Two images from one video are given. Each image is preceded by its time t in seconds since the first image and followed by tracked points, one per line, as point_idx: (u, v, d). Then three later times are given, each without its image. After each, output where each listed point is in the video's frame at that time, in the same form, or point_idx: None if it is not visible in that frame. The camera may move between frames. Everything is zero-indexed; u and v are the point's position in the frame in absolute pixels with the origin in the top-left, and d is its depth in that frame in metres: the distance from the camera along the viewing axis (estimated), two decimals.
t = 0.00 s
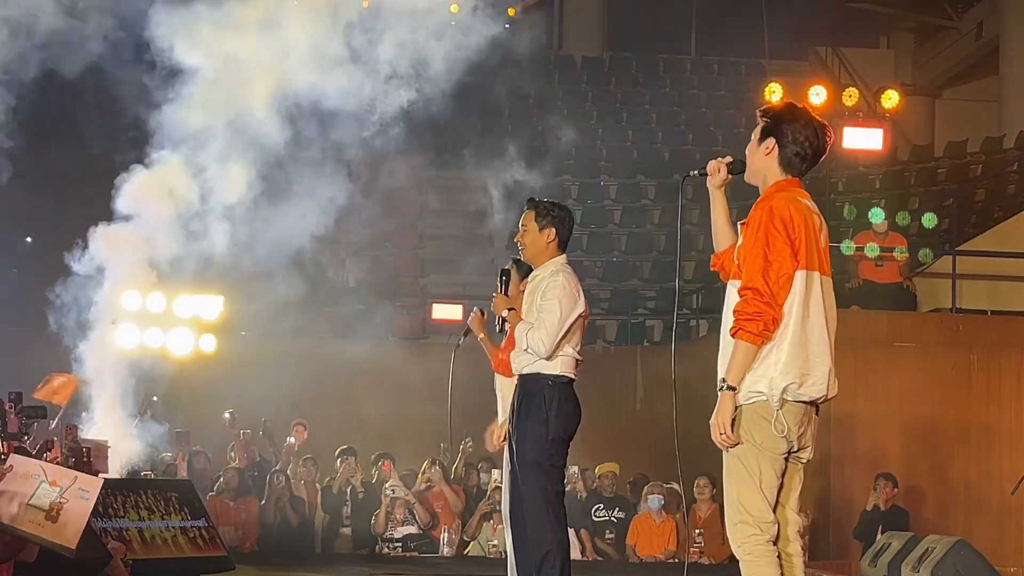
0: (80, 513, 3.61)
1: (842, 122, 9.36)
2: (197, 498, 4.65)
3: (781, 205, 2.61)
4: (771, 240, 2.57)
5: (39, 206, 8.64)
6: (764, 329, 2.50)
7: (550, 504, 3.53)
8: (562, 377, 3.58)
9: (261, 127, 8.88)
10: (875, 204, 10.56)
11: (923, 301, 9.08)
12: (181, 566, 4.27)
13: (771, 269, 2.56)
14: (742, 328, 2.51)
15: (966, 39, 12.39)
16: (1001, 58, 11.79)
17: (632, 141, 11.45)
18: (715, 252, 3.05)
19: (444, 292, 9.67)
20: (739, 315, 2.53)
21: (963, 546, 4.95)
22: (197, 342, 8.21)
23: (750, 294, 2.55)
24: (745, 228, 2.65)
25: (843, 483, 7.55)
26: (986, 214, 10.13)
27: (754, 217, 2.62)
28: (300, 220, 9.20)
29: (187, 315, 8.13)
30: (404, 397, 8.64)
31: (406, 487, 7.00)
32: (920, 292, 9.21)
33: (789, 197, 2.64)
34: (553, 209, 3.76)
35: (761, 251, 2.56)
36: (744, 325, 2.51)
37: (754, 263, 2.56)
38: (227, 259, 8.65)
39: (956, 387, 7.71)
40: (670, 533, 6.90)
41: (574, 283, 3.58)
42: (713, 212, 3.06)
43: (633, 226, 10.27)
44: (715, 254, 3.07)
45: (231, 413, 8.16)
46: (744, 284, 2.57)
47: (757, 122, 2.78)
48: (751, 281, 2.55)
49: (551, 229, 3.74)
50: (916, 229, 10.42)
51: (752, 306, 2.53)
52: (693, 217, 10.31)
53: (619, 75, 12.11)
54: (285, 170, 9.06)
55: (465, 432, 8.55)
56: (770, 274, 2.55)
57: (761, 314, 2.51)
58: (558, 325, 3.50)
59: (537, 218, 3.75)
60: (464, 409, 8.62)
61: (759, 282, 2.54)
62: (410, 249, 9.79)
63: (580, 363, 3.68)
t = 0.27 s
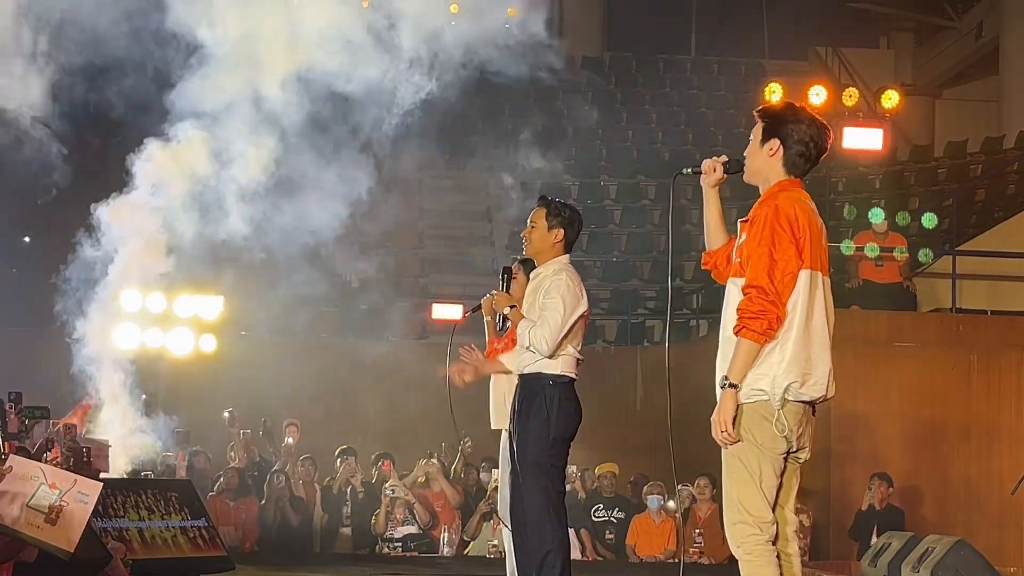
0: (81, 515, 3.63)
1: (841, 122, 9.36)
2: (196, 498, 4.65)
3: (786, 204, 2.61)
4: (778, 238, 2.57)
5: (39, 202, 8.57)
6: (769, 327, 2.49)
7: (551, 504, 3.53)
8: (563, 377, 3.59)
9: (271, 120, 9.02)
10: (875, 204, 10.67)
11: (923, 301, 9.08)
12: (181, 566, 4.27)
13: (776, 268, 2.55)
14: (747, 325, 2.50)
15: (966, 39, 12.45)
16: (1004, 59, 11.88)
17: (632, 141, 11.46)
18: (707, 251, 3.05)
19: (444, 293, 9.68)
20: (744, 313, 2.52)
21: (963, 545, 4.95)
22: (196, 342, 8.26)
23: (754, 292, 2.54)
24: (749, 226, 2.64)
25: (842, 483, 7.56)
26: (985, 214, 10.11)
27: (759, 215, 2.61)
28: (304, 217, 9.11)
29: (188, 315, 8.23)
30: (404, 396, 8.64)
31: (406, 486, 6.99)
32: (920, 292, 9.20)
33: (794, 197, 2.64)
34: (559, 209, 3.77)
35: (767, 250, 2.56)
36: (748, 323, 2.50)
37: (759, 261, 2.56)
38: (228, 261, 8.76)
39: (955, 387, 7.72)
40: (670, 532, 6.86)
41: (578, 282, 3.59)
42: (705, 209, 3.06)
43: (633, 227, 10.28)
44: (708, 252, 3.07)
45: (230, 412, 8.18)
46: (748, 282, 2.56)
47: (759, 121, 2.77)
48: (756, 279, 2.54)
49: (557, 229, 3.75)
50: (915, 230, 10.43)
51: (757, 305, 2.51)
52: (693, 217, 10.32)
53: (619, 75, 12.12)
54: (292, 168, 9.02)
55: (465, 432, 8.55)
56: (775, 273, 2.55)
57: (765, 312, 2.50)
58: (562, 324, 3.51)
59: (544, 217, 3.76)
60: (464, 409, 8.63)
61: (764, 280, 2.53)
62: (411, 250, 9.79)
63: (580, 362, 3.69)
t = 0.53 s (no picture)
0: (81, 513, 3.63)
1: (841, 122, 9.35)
2: (196, 498, 4.65)
3: (794, 206, 2.62)
4: (788, 240, 2.57)
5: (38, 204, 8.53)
6: (780, 330, 2.49)
7: (552, 505, 3.53)
8: (565, 377, 3.60)
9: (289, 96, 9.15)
10: (875, 203, 10.66)
11: (924, 301, 9.08)
12: (181, 565, 4.27)
13: (787, 269, 2.55)
14: (758, 327, 2.49)
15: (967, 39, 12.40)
16: (1003, 59, 11.85)
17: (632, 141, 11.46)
18: (692, 251, 3.01)
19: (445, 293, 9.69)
20: (754, 314, 2.51)
21: (963, 546, 4.95)
22: (196, 342, 7.97)
23: (762, 294, 2.53)
24: (756, 227, 2.63)
25: (840, 481, 7.58)
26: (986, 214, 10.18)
27: (770, 217, 2.60)
28: (305, 214, 9.15)
29: (187, 315, 7.90)
30: (404, 396, 8.64)
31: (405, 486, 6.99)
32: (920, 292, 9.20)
33: (797, 200, 2.65)
34: (563, 210, 3.78)
35: (778, 252, 2.55)
36: (760, 324, 2.49)
37: (768, 263, 2.55)
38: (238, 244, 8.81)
39: (956, 386, 7.72)
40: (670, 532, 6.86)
41: (582, 283, 3.59)
42: (693, 209, 3.05)
43: (633, 226, 10.28)
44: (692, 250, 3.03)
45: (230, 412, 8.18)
46: (758, 284, 2.55)
47: (756, 123, 2.77)
48: (767, 281, 2.53)
49: (561, 230, 3.75)
50: (915, 230, 10.43)
51: (767, 306, 2.50)
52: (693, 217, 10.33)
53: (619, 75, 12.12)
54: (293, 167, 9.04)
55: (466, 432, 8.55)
56: (786, 274, 2.54)
57: (776, 314, 2.49)
58: (566, 324, 3.50)
59: (548, 217, 3.76)
60: (464, 409, 8.64)
61: (776, 281, 2.52)
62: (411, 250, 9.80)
63: (581, 363, 3.69)
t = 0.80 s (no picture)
0: (81, 511, 3.62)
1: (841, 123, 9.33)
2: (196, 498, 4.65)
3: (803, 215, 2.63)
4: (804, 251, 2.58)
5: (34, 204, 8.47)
6: (799, 343, 2.49)
7: (552, 505, 3.52)
8: (566, 377, 3.60)
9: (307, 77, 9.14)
10: (875, 204, 10.64)
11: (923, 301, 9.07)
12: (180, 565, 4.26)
13: (805, 281, 2.54)
14: (780, 339, 2.48)
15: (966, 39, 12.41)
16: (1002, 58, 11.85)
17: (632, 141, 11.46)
18: (673, 254, 2.96)
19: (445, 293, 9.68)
20: (774, 326, 2.49)
21: (963, 546, 4.95)
22: (197, 342, 8.05)
23: (781, 305, 2.52)
24: (767, 237, 2.62)
25: (838, 482, 7.55)
26: (985, 214, 10.18)
27: (784, 228, 2.60)
28: (308, 213, 9.16)
29: (188, 315, 7.99)
30: (404, 396, 8.64)
31: (404, 485, 6.98)
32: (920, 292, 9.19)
33: (800, 206, 2.67)
34: (565, 210, 3.77)
35: (795, 264, 2.55)
36: (781, 337, 2.48)
37: (785, 275, 2.54)
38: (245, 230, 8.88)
39: (956, 386, 7.72)
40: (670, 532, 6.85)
41: (584, 283, 3.60)
42: (676, 216, 3.01)
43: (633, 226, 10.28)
44: (674, 255, 2.98)
45: (229, 412, 8.17)
46: (777, 296, 2.54)
47: (749, 128, 2.76)
48: (785, 293, 2.53)
49: (563, 230, 3.76)
50: (915, 230, 10.42)
51: (787, 317, 2.49)
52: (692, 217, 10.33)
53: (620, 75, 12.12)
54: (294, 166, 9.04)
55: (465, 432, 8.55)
56: (805, 286, 2.54)
57: (796, 326, 2.48)
58: (567, 323, 3.50)
59: (550, 216, 3.76)
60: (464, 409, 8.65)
61: (797, 294, 2.51)
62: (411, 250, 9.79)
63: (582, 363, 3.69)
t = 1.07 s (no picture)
0: (81, 512, 3.60)
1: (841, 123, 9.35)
2: (197, 499, 4.65)
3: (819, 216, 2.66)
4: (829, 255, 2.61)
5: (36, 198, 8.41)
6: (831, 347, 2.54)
7: (553, 506, 3.53)
8: (567, 377, 3.60)
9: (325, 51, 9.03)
10: (875, 203, 10.64)
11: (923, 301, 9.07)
12: (181, 565, 4.26)
13: (834, 284, 2.58)
14: (820, 344, 2.51)
15: (966, 39, 12.50)
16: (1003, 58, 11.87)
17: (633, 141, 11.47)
18: (662, 253, 2.95)
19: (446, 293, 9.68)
20: (811, 331, 2.52)
21: (962, 546, 4.95)
22: (196, 342, 8.31)
23: (815, 309, 2.54)
24: (789, 239, 2.62)
25: (835, 482, 7.55)
26: (985, 214, 10.14)
27: (810, 230, 2.60)
28: (307, 208, 9.10)
29: (187, 315, 8.28)
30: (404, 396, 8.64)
31: (403, 485, 6.97)
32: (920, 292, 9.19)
33: (810, 206, 2.70)
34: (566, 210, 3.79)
35: (826, 266, 2.57)
36: (822, 342, 2.51)
37: (817, 278, 2.56)
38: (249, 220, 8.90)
39: (956, 386, 7.72)
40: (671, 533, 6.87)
41: (591, 285, 3.64)
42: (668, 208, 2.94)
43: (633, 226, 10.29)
44: (658, 254, 2.98)
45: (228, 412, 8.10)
46: (811, 299, 2.55)
47: (752, 124, 2.75)
48: (819, 295, 2.54)
49: (566, 231, 3.77)
50: (916, 230, 10.43)
51: (823, 321, 2.53)
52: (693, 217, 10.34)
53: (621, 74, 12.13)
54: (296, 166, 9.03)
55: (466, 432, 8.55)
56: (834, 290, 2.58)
57: (831, 332, 2.53)
58: (575, 325, 3.53)
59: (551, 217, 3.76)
60: (463, 408, 8.69)
61: (834, 300, 2.55)
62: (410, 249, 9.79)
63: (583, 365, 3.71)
